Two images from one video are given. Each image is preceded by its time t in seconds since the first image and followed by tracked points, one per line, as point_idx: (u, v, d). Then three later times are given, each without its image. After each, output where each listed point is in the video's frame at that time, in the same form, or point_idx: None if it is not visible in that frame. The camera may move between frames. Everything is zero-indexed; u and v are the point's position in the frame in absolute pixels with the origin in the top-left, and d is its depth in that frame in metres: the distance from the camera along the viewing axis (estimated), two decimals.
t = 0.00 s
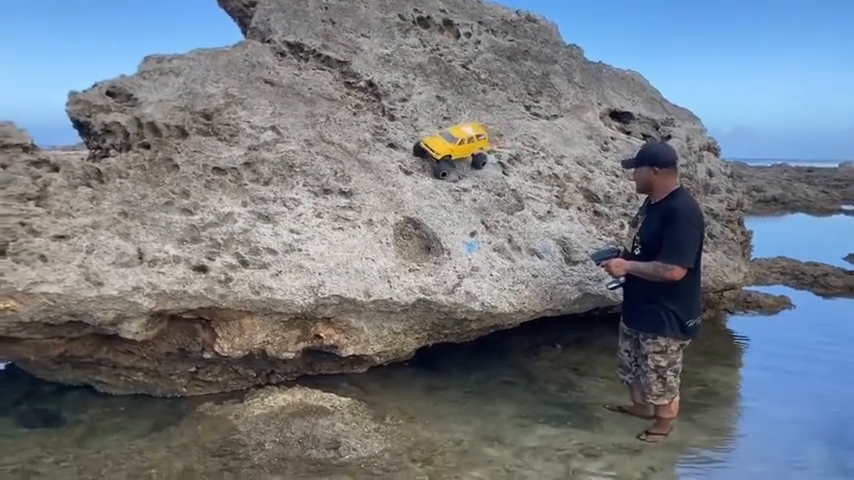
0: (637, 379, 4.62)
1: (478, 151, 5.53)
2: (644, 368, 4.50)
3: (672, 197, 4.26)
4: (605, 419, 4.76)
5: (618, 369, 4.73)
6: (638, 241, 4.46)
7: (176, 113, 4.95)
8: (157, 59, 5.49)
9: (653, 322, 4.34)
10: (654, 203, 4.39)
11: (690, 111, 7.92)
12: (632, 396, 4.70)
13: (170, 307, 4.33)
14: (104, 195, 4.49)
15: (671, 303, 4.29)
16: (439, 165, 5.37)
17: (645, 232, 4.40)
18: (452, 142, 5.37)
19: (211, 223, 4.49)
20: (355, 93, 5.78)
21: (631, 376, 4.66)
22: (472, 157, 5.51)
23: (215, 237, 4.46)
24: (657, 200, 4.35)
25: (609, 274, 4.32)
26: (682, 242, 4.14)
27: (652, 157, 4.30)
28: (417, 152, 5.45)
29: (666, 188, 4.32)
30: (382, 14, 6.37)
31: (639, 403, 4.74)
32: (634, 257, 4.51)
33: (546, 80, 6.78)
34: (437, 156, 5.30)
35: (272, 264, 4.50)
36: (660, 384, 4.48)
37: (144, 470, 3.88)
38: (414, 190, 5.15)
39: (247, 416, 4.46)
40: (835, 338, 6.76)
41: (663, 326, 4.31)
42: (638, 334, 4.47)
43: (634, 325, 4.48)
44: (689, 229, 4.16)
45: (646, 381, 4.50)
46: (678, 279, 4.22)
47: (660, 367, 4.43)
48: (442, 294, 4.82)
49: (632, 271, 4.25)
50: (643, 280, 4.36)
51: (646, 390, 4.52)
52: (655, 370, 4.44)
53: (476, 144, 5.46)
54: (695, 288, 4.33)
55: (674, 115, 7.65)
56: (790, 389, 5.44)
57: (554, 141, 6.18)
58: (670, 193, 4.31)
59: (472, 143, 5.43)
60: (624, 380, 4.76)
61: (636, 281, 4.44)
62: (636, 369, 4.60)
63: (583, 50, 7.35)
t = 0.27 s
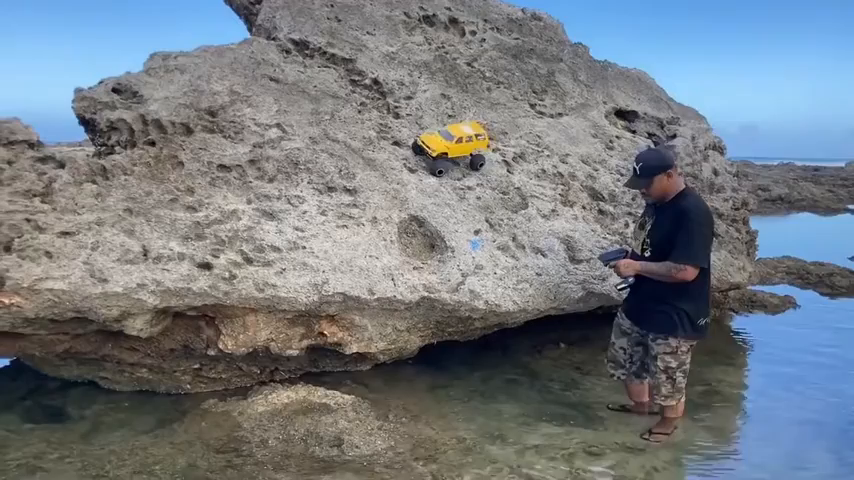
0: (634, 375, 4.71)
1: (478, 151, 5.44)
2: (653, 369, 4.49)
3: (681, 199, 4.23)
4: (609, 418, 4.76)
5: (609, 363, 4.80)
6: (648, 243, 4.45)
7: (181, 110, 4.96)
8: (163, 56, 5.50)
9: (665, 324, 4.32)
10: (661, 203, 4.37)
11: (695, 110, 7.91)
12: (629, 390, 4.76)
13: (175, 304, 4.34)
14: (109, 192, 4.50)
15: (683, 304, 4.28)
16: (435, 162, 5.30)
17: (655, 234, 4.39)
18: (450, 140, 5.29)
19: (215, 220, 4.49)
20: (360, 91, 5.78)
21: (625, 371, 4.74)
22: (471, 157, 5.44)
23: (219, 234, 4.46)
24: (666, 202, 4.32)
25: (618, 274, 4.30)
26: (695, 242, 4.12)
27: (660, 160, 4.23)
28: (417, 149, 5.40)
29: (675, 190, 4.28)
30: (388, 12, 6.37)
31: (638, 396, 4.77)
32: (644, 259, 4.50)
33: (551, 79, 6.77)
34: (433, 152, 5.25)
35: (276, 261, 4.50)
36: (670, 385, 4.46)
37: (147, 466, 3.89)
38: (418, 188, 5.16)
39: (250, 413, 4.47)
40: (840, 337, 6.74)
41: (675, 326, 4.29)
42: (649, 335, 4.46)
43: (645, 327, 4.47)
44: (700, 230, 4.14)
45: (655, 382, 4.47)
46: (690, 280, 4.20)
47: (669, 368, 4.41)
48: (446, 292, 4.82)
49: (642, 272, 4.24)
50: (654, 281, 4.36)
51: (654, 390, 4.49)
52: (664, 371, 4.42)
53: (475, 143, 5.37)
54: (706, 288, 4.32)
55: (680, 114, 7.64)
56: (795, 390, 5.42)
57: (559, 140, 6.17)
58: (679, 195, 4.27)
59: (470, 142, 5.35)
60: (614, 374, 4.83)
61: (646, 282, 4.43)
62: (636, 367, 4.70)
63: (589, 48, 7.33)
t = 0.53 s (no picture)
0: (628, 371, 4.66)
1: (479, 150, 5.43)
2: (658, 367, 4.42)
3: (686, 197, 4.20)
4: (611, 416, 4.75)
5: (602, 360, 4.66)
6: (652, 243, 4.38)
7: (185, 107, 4.96)
8: (167, 53, 5.52)
9: (673, 324, 4.27)
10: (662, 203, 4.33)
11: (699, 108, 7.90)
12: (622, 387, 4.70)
13: (177, 300, 4.36)
14: (112, 188, 4.51)
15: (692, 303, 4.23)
16: (435, 159, 5.33)
17: (660, 233, 4.33)
18: (450, 137, 5.31)
19: (218, 216, 4.51)
20: (364, 88, 5.79)
21: (620, 368, 4.65)
22: (472, 156, 5.44)
23: (222, 231, 4.48)
24: (670, 201, 4.28)
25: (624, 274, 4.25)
26: (703, 240, 4.09)
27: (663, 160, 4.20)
28: (417, 146, 5.43)
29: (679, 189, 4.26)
30: (392, 9, 6.37)
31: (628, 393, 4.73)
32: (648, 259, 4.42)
33: (555, 76, 6.76)
34: (432, 149, 5.27)
35: (279, 258, 4.51)
36: (676, 384, 4.39)
37: (150, 461, 3.90)
38: (421, 185, 5.16)
39: (253, 408, 4.48)
40: (844, 337, 6.72)
41: (684, 326, 4.24)
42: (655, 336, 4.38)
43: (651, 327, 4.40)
44: (708, 228, 4.11)
45: (661, 381, 4.40)
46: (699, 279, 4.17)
47: (676, 366, 4.34)
48: (448, 289, 4.83)
49: (649, 272, 4.21)
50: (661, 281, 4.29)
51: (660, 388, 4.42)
52: (671, 369, 4.35)
53: (475, 142, 5.36)
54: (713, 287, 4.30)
55: (684, 112, 7.63)
56: (798, 390, 5.40)
57: (563, 137, 6.17)
58: (684, 194, 4.24)
59: (471, 140, 5.35)
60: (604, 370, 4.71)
61: (652, 282, 4.35)
62: (631, 363, 4.65)
63: (593, 46, 7.32)
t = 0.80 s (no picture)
0: (623, 370, 4.58)
1: (478, 148, 5.47)
2: (657, 368, 4.42)
3: (687, 195, 4.20)
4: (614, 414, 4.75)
5: (598, 356, 4.58)
6: (653, 241, 4.35)
7: (190, 103, 4.97)
8: (172, 49, 5.52)
9: (673, 322, 4.27)
10: (663, 201, 4.33)
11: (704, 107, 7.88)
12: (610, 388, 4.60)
13: (182, 295, 4.36)
14: (117, 184, 4.52)
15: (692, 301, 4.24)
16: (434, 155, 5.34)
17: (660, 231, 4.31)
18: (450, 134, 5.33)
19: (222, 213, 4.52)
20: (368, 85, 5.78)
21: (615, 365, 4.56)
22: (472, 155, 5.45)
23: (226, 227, 4.48)
24: (670, 199, 4.28)
25: (625, 272, 4.23)
26: (704, 238, 4.09)
27: (663, 157, 4.20)
28: (417, 143, 5.44)
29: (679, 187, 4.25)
30: (397, 6, 6.36)
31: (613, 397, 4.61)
32: (648, 256, 4.40)
33: (561, 74, 6.74)
34: (432, 145, 5.29)
35: (283, 254, 4.52)
36: (674, 383, 4.40)
37: (153, 456, 3.92)
38: (425, 182, 5.17)
39: (256, 404, 4.49)
40: (848, 336, 6.70)
41: (684, 324, 4.26)
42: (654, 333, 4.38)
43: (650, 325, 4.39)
44: (709, 226, 4.11)
45: (662, 379, 4.41)
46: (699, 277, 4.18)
47: (675, 366, 4.35)
48: (452, 286, 4.83)
49: (648, 270, 4.22)
50: (661, 279, 4.28)
51: (659, 388, 4.43)
52: (672, 368, 4.36)
53: (475, 139, 5.41)
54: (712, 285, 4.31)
55: (690, 111, 7.62)
56: (802, 388, 5.40)
57: (567, 135, 6.17)
58: (684, 192, 4.24)
59: (471, 138, 5.40)
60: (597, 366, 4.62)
61: (652, 280, 4.34)
62: (626, 361, 4.57)
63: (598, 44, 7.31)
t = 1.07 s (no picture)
0: (614, 374, 4.43)
1: (479, 149, 5.40)
2: (651, 372, 4.34)
3: (679, 195, 4.19)
4: (619, 414, 4.74)
5: (590, 362, 4.44)
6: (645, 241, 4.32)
7: (196, 101, 4.98)
8: (179, 47, 5.53)
9: (663, 325, 4.21)
10: (657, 202, 4.31)
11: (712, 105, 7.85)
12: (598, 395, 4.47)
13: (188, 293, 4.37)
14: (124, 181, 4.53)
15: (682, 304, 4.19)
16: (434, 153, 5.30)
17: (652, 232, 4.29)
18: (450, 133, 5.29)
19: (229, 211, 4.52)
20: (374, 82, 5.78)
21: (606, 369, 4.42)
22: (472, 155, 5.39)
23: (232, 225, 4.49)
24: (662, 200, 4.27)
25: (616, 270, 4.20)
26: (693, 239, 4.07)
27: (656, 157, 4.20)
28: (417, 143, 5.42)
29: (671, 188, 4.24)
30: (403, 4, 6.36)
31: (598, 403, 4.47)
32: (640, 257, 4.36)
33: (567, 72, 6.73)
34: (431, 142, 5.26)
35: (289, 252, 4.53)
36: (670, 385, 4.34)
37: (159, 453, 3.93)
38: (431, 181, 5.17)
39: (262, 402, 4.50)
40: None
41: (674, 328, 4.19)
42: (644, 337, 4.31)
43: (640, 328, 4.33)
44: (699, 227, 4.09)
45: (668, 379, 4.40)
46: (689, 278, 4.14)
47: (669, 369, 4.29)
48: (457, 285, 4.82)
49: (638, 270, 4.18)
50: (651, 280, 4.22)
51: (653, 392, 4.37)
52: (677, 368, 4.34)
53: (476, 139, 5.35)
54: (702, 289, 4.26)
55: (697, 109, 7.59)
56: (808, 388, 5.38)
57: (573, 133, 6.16)
58: (676, 193, 4.22)
59: (471, 138, 5.33)
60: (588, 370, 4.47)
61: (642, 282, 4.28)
62: (617, 365, 4.42)
63: (605, 42, 7.29)
